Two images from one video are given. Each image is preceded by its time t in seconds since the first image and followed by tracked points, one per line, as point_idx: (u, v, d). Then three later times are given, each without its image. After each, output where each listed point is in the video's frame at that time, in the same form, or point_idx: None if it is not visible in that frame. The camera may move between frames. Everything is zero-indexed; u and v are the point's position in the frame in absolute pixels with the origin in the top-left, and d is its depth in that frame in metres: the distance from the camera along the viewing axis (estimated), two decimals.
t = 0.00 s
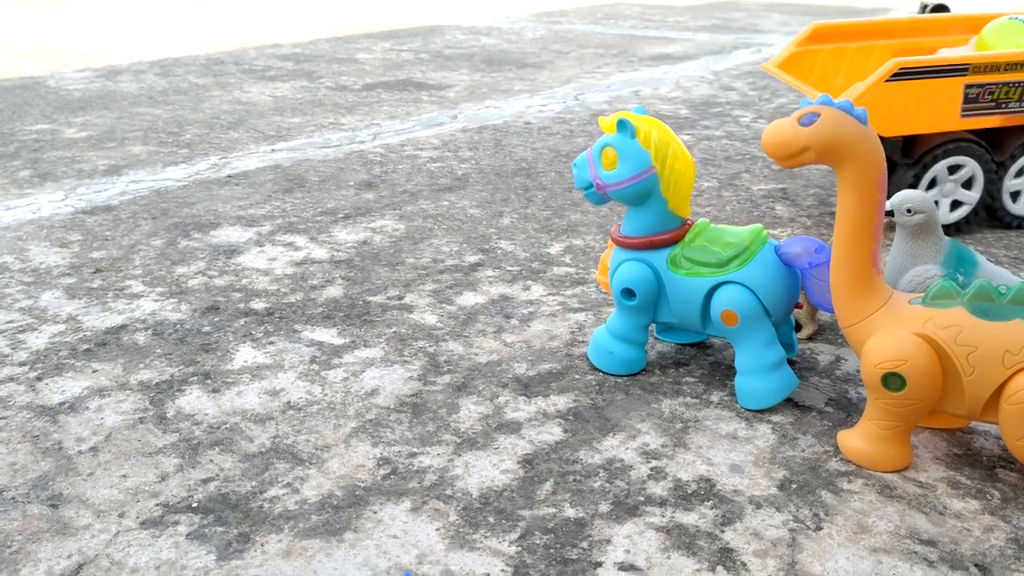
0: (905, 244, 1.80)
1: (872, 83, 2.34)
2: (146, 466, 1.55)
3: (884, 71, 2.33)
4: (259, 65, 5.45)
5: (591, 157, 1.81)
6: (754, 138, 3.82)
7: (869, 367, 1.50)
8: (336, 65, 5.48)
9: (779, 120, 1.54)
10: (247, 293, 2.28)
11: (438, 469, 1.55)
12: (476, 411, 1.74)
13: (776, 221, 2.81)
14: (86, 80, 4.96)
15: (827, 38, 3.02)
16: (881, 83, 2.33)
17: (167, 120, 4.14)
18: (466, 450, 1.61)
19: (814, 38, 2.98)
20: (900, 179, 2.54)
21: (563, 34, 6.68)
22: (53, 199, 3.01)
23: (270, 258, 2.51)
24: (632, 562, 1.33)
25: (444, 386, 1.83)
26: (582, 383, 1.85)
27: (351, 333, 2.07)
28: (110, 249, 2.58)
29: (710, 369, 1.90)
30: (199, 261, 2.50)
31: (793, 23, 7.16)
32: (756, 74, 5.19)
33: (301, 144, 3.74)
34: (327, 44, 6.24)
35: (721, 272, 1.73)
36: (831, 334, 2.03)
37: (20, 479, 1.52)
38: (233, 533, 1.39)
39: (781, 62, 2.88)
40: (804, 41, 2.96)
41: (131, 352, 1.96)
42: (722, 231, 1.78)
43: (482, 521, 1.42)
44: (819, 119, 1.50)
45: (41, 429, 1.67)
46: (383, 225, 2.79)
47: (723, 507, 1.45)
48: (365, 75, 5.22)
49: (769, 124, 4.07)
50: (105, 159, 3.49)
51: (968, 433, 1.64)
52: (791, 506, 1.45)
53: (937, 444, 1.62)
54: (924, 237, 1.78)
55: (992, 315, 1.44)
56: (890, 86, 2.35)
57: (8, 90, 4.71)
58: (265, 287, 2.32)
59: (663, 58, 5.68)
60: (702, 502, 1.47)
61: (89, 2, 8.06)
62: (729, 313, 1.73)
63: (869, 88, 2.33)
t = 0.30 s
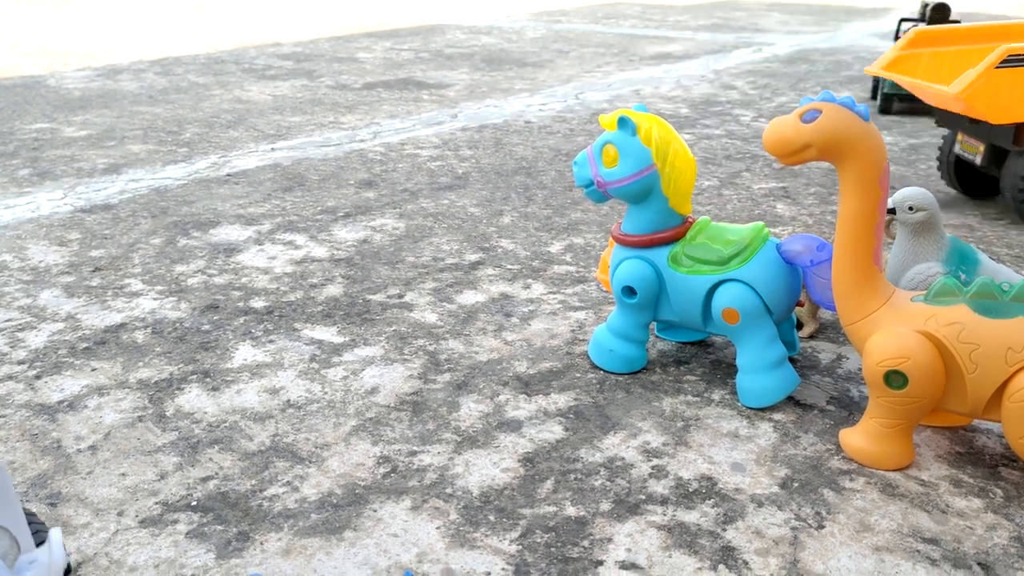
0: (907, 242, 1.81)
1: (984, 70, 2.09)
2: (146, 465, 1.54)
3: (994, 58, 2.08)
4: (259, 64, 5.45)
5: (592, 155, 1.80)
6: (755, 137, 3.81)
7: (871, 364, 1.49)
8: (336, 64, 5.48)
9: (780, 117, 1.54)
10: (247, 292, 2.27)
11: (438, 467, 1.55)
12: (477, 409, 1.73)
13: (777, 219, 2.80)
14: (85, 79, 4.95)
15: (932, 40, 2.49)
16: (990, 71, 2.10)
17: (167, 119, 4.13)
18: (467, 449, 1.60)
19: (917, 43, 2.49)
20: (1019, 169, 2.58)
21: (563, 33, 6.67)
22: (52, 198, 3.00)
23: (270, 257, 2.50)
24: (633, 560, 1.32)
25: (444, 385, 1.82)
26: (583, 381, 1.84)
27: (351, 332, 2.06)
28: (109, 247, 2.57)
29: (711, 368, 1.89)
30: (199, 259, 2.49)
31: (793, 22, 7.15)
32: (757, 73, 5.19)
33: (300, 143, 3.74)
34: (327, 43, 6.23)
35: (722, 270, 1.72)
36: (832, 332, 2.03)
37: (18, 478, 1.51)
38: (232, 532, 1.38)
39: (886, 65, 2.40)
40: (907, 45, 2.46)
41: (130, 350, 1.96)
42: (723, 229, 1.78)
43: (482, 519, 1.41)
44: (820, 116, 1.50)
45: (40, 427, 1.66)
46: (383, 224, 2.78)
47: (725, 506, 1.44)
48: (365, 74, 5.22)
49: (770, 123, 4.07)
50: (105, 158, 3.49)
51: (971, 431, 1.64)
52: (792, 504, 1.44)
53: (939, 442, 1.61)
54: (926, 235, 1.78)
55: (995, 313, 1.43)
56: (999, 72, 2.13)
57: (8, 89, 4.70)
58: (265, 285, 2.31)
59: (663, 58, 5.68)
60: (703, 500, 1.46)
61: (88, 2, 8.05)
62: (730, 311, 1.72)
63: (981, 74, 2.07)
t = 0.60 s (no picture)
0: (913, 238, 1.80)
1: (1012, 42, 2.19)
2: (150, 460, 1.54)
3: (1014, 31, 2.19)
4: (260, 63, 5.44)
5: (597, 151, 1.80)
6: (757, 134, 3.81)
7: (877, 359, 1.49)
8: (337, 63, 5.47)
9: (788, 111, 1.55)
10: (250, 288, 2.27)
11: (443, 463, 1.54)
12: (482, 405, 1.73)
13: (780, 216, 2.80)
14: (86, 77, 4.95)
15: None
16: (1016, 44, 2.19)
17: (169, 117, 4.13)
18: (471, 444, 1.60)
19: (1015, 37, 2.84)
20: None
21: (564, 32, 6.67)
22: (54, 194, 3.00)
23: (272, 254, 2.50)
24: (640, 555, 1.32)
25: (448, 380, 1.82)
26: (588, 377, 1.84)
27: (355, 328, 2.06)
28: (111, 244, 2.57)
29: (715, 364, 1.89)
30: (201, 256, 2.48)
31: (795, 21, 7.15)
32: (759, 71, 5.19)
33: (302, 141, 3.73)
34: (328, 41, 6.23)
35: (727, 266, 1.72)
36: (837, 328, 2.02)
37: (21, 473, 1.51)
38: (236, 527, 1.38)
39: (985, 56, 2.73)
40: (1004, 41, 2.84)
41: (133, 346, 1.95)
42: (728, 224, 1.77)
43: (487, 514, 1.41)
44: (827, 110, 1.51)
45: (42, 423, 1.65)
46: (386, 221, 2.77)
47: (731, 501, 1.44)
48: (366, 73, 5.21)
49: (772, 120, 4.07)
50: (107, 156, 3.48)
51: (977, 427, 1.63)
52: (799, 500, 1.44)
53: (945, 438, 1.60)
54: (932, 231, 1.77)
55: (1003, 307, 1.43)
56: None
57: (9, 87, 4.70)
58: (268, 281, 2.31)
59: (665, 57, 5.67)
60: (709, 495, 1.45)
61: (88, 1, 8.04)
62: (736, 307, 1.72)
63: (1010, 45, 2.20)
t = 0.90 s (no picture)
0: (916, 235, 1.80)
1: None
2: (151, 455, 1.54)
3: None
4: (261, 59, 5.43)
5: (599, 146, 1.79)
6: (759, 132, 3.81)
7: (880, 356, 1.49)
8: (338, 59, 5.46)
9: (792, 107, 1.55)
10: (252, 284, 2.27)
11: (445, 458, 1.54)
12: (483, 401, 1.73)
13: (781, 213, 2.79)
14: (87, 73, 4.94)
15: None
16: None
17: (170, 113, 4.12)
18: (473, 440, 1.59)
19: None
20: None
21: (565, 30, 6.66)
22: (54, 189, 3.00)
23: (273, 249, 2.49)
24: (642, 551, 1.31)
25: (450, 376, 1.82)
26: (589, 373, 1.84)
27: (356, 324, 2.05)
28: (112, 239, 2.57)
29: (718, 360, 1.89)
30: (203, 251, 2.48)
31: (796, 19, 7.16)
32: (760, 69, 5.19)
33: (303, 137, 3.73)
34: (329, 38, 6.22)
35: (730, 262, 1.72)
36: (839, 325, 2.02)
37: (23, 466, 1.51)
38: (238, 521, 1.38)
39: None
40: None
41: (134, 341, 1.95)
42: (731, 220, 1.77)
43: (490, 510, 1.41)
44: (831, 106, 1.51)
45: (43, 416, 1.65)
46: (387, 217, 2.77)
47: (733, 497, 1.43)
48: (367, 69, 5.21)
49: (773, 118, 4.07)
50: (107, 151, 3.48)
51: (979, 424, 1.63)
52: (801, 496, 1.43)
53: (948, 435, 1.60)
54: (935, 228, 1.77)
55: (1006, 304, 1.43)
56: None
57: (10, 82, 4.69)
58: (270, 277, 2.31)
59: (666, 54, 5.67)
60: (712, 492, 1.45)
61: None
62: (738, 303, 1.71)
63: None
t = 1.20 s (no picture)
0: (914, 234, 1.80)
1: None
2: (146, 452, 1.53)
3: None
4: (260, 56, 5.42)
5: (597, 145, 1.79)
6: (758, 131, 3.81)
7: (878, 356, 1.48)
8: (337, 56, 5.46)
9: (790, 105, 1.55)
10: (249, 281, 2.26)
11: (441, 457, 1.54)
12: (480, 399, 1.72)
13: (780, 212, 2.79)
14: (86, 70, 4.93)
15: None
16: None
17: (168, 110, 4.11)
18: (470, 438, 1.59)
19: None
20: None
21: (565, 28, 6.65)
22: (52, 186, 2.99)
23: (271, 247, 2.49)
24: (638, 551, 1.31)
25: (447, 374, 1.81)
26: (587, 372, 1.83)
27: (354, 322, 2.05)
28: (110, 236, 2.56)
29: (715, 359, 1.88)
30: (200, 248, 2.48)
31: (796, 18, 7.15)
32: (760, 68, 5.19)
33: (302, 134, 3.72)
34: (329, 35, 6.21)
35: (728, 261, 1.71)
36: (837, 325, 2.02)
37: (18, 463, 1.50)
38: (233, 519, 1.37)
39: None
40: None
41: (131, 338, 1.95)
42: (729, 219, 1.77)
43: (486, 509, 1.40)
44: (829, 105, 1.51)
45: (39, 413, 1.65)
46: (386, 215, 2.76)
47: (730, 497, 1.43)
48: (366, 67, 5.20)
49: (773, 117, 4.07)
50: (106, 148, 3.47)
51: (977, 424, 1.63)
52: (798, 496, 1.43)
53: (945, 435, 1.60)
54: (934, 227, 1.77)
55: (1004, 304, 1.42)
56: None
57: (9, 78, 4.69)
58: (267, 274, 2.30)
59: (666, 52, 5.66)
60: (708, 491, 1.45)
61: None
62: (735, 302, 1.71)
63: None
